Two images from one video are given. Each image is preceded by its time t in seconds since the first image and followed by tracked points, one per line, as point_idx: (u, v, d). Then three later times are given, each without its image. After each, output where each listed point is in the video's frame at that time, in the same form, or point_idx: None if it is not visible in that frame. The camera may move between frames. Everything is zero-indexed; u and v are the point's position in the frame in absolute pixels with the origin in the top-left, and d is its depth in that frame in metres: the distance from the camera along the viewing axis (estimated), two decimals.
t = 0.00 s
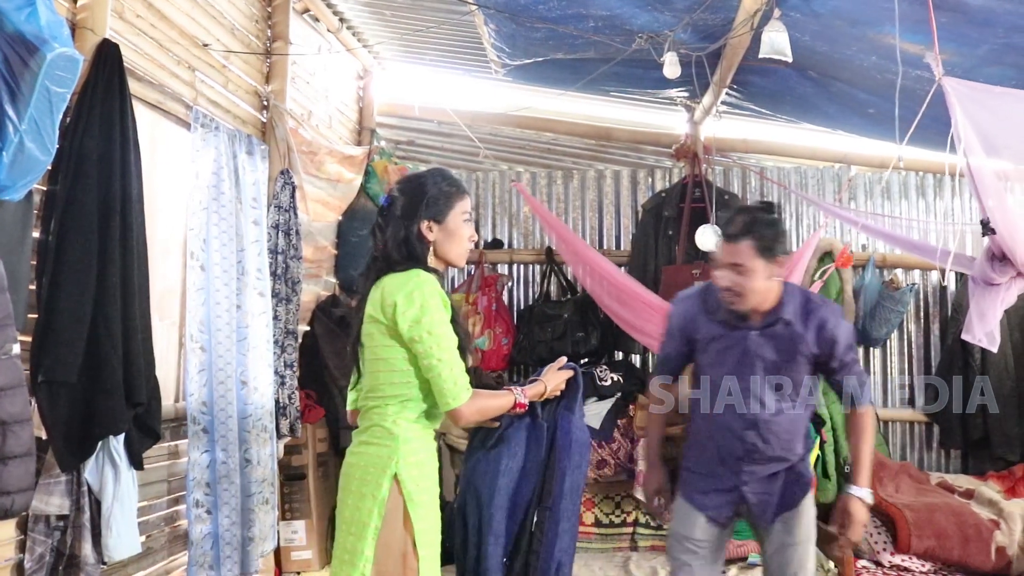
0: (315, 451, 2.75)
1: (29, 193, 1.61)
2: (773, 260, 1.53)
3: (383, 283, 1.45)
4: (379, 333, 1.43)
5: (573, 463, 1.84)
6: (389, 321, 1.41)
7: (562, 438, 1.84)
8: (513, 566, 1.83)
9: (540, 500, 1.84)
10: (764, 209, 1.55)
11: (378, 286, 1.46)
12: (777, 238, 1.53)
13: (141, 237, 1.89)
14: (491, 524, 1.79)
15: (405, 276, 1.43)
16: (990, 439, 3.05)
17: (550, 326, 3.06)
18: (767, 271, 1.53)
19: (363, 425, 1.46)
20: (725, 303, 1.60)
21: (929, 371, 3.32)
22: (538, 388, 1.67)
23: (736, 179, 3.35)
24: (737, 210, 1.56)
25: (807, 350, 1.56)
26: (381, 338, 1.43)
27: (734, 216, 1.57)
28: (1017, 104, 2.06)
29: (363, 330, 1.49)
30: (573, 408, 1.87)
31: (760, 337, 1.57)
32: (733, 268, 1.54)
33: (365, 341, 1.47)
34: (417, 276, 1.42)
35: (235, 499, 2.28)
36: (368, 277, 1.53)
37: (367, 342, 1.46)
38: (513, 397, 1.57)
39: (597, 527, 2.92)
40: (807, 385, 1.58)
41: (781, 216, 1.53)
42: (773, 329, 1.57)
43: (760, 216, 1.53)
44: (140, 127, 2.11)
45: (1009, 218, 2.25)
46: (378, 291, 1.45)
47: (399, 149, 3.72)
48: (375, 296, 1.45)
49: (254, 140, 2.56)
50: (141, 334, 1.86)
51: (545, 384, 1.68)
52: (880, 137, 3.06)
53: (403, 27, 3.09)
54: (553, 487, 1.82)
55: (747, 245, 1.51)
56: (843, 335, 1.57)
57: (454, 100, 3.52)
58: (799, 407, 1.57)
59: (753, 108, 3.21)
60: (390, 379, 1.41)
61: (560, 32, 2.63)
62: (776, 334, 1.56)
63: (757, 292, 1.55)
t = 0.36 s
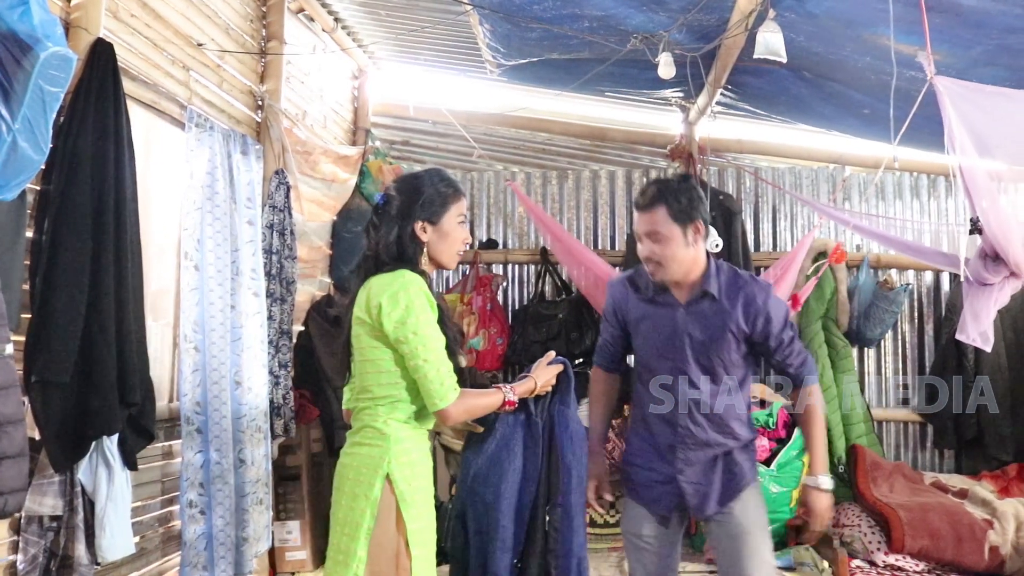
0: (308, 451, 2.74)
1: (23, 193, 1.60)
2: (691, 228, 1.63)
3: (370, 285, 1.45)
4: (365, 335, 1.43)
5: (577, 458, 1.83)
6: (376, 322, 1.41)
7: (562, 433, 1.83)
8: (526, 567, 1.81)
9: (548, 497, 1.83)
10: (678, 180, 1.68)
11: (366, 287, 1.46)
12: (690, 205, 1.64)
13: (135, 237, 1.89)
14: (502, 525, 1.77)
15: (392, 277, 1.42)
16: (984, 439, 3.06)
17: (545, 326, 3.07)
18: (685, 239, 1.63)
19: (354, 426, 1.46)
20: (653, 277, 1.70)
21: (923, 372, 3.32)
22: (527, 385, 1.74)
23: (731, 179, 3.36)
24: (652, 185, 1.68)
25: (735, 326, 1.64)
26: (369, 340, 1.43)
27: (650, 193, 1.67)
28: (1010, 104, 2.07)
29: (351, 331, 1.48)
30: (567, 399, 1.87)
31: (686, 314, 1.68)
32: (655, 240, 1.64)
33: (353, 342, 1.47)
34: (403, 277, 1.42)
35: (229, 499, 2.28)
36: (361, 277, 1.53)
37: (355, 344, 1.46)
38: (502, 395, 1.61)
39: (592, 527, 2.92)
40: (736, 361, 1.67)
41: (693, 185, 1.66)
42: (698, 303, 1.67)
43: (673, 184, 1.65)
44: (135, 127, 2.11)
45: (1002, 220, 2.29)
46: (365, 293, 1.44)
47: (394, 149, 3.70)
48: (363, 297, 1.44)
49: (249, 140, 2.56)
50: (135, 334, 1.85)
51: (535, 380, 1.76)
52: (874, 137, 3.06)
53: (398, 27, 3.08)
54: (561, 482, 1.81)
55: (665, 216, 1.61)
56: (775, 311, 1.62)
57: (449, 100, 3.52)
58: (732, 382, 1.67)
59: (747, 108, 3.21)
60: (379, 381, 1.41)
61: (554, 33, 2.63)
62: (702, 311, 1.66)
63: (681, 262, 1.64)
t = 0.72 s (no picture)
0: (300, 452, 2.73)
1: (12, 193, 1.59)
2: (690, 201, 1.70)
3: (355, 286, 1.44)
4: (352, 336, 1.43)
5: (578, 447, 1.70)
6: (362, 323, 1.41)
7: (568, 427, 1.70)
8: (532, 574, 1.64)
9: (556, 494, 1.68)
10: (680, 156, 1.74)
11: (352, 288, 1.45)
12: (690, 176, 1.70)
13: (127, 237, 1.89)
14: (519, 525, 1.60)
15: (379, 277, 1.42)
16: (975, 440, 3.09)
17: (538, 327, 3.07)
18: (684, 211, 1.70)
19: (342, 428, 1.45)
20: (651, 248, 1.77)
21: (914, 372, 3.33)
22: (519, 383, 1.63)
23: (724, 179, 3.36)
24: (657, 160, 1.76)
25: (707, 305, 1.68)
26: (355, 341, 1.42)
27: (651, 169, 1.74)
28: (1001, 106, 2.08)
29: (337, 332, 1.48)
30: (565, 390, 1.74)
31: (671, 290, 1.74)
32: (654, 211, 1.71)
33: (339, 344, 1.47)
34: (389, 277, 1.41)
35: (219, 499, 2.28)
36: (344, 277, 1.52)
37: (341, 346, 1.46)
38: (494, 394, 1.56)
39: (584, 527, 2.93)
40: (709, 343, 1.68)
41: (693, 159, 1.72)
42: (681, 279, 1.73)
43: (674, 160, 1.72)
44: (125, 126, 2.10)
45: (992, 221, 2.28)
46: (351, 294, 1.44)
47: (387, 149, 3.75)
48: (349, 298, 1.44)
49: (241, 140, 2.55)
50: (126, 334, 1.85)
51: (529, 378, 1.64)
52: (866, 139, 3.08)
53: (391, 27, 3.08)
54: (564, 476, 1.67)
55: (664, 187, 1.68)
56: (747, 299, 1.65)
57: (442, 100, 3.52)
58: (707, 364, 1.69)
59: (739, 109, 3.22)
60: (367, 382, 1.41)
61: (547, 33, 2.63)
62: (685, 287, 1.72)
63: (676, 233, 1.71)
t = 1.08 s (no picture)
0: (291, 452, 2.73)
1: None
2: (681, 195, 1.70)
3: (344, 286, 1.44)
4: (342, 335, 1.43)
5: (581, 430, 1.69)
6: (351, 322, 1.41)
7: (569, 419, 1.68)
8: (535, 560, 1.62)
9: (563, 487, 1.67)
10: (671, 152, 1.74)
11: (342, 287, 1.45)
12: (680, 172, 1.70)
13: (116, 238, 1.88)
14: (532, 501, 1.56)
15: (369, 275, 1.42)
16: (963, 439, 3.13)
17: (529, 327, 3.07)
18: (675, 206, 1.70)
19: (331, 427, 1.45)
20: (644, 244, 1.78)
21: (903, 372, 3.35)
22: (511, 376, 1.57)
23: (714, 180, 3.37)
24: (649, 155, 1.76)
25: (697, 295, 1.69)
26: (344, 340, 1.42)
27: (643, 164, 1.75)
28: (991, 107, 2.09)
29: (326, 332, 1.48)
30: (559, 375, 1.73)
31: (661, 282, 1.75)
32: (646, 206, 1.71)
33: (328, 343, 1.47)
34: (378, 277, 1.41)
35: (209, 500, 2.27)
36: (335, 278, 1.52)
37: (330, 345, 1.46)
38: (486, 389, 1.50)
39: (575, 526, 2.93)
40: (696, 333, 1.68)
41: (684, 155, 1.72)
42: (673, 272, 1.74)
43: (664, 155, 1.72)
44: (115, 125, 2.09)
45: (981, 221, 2.29)
46: (341, 293, 1.44)
47: (377, 148, 3.71)
48: (339, 297, 1.44)
49: (231, 139, 2.54)
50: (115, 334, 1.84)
51: (521, 371, 1.58)
52: (856, 139, 3.09)
53: (383, 27, 3.08)
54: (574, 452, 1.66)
55: (655, 182, 1.68)
56: (735, 289, 1.64)
57: (433, 100, 3.52)
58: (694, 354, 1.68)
59: (730, 110, 3.23)
60: (355, 381, 1.41)
61: (539, 33, 2.63)
62: (675, 278, 1.73)
63: (667, 227, 1.71)
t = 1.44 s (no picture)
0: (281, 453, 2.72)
1: None
2: (667, 203, 1.71)
3: (331, 287, 1.44)
4: (327, 336, 1.43)
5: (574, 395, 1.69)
6: (337, 322, 1.41)
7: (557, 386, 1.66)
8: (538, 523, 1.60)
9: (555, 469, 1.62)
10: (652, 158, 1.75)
11: (329, 288, 1.45)
12: (663, 179, 1.70)
13: (105, 238, 1.87)
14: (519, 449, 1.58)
15: (355, 276, 1.42)
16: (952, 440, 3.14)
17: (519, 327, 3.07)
18: (661, 215, 1.71)
19: (316, 427, 1.45)
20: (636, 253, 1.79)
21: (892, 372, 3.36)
22: (501, 369, 1.57)
23: (704, 180, 3.38)
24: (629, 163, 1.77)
25: (686, 291, 1.69)
26: (329, 340, 1.42)
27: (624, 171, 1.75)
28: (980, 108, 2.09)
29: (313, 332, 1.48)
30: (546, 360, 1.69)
31: (652, 281, 1.75)
32: (634, 218, 1.72)
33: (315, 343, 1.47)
34: (364, 277, 1.40)
35: (197, 501, 2.26)
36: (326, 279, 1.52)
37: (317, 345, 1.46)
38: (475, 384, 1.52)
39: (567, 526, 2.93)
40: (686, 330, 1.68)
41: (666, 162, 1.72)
42: (663, 270, 1.75)
43: (647, 162, 1.72)
44: (104, 124, 2.09)
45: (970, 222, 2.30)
46: (329, 294, 1.44)
47: (368, 149, 3.70)
48: (326, 298, 1.45)
49: (221, 139, 2.54)
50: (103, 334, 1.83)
51: (511, 363, 1.58)
52: (845, 141, 3.10)
53: (373, 27, 3.07)
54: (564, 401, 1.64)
55: (639, 194, 1.69)
56: (725, 288, 1.65)
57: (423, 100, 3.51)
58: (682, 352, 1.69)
59: (720, 111, 3.23)
60: (341, 381, 1.41)
61: (529, 34, 2.63)
62: (666, 278, 1.73)
63: (656, 236, 1.72)
